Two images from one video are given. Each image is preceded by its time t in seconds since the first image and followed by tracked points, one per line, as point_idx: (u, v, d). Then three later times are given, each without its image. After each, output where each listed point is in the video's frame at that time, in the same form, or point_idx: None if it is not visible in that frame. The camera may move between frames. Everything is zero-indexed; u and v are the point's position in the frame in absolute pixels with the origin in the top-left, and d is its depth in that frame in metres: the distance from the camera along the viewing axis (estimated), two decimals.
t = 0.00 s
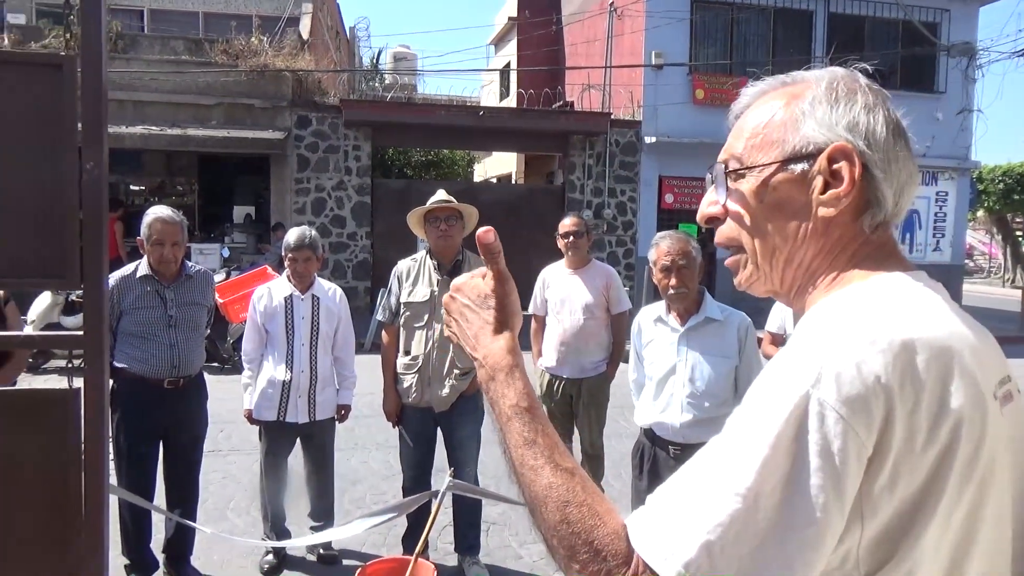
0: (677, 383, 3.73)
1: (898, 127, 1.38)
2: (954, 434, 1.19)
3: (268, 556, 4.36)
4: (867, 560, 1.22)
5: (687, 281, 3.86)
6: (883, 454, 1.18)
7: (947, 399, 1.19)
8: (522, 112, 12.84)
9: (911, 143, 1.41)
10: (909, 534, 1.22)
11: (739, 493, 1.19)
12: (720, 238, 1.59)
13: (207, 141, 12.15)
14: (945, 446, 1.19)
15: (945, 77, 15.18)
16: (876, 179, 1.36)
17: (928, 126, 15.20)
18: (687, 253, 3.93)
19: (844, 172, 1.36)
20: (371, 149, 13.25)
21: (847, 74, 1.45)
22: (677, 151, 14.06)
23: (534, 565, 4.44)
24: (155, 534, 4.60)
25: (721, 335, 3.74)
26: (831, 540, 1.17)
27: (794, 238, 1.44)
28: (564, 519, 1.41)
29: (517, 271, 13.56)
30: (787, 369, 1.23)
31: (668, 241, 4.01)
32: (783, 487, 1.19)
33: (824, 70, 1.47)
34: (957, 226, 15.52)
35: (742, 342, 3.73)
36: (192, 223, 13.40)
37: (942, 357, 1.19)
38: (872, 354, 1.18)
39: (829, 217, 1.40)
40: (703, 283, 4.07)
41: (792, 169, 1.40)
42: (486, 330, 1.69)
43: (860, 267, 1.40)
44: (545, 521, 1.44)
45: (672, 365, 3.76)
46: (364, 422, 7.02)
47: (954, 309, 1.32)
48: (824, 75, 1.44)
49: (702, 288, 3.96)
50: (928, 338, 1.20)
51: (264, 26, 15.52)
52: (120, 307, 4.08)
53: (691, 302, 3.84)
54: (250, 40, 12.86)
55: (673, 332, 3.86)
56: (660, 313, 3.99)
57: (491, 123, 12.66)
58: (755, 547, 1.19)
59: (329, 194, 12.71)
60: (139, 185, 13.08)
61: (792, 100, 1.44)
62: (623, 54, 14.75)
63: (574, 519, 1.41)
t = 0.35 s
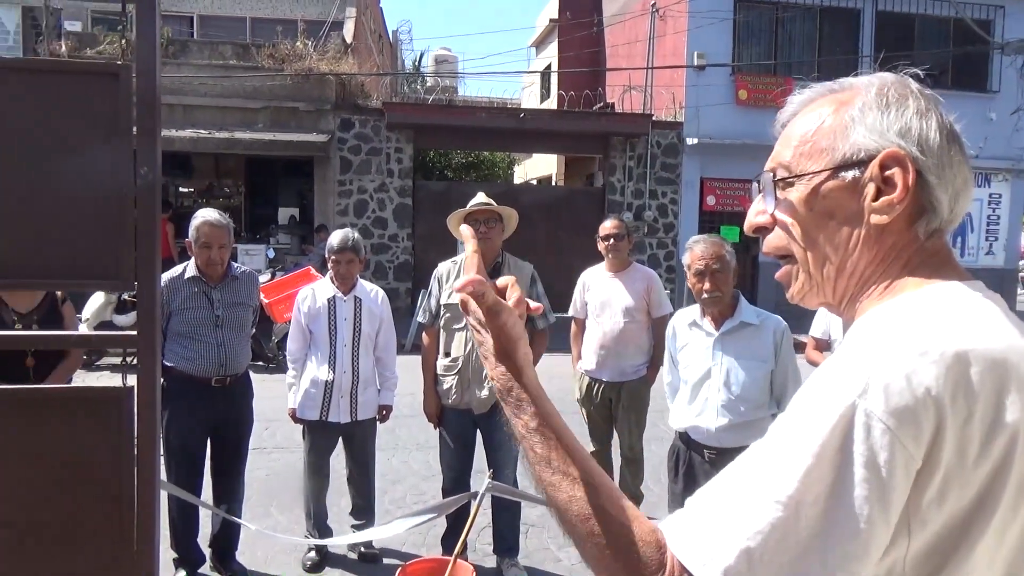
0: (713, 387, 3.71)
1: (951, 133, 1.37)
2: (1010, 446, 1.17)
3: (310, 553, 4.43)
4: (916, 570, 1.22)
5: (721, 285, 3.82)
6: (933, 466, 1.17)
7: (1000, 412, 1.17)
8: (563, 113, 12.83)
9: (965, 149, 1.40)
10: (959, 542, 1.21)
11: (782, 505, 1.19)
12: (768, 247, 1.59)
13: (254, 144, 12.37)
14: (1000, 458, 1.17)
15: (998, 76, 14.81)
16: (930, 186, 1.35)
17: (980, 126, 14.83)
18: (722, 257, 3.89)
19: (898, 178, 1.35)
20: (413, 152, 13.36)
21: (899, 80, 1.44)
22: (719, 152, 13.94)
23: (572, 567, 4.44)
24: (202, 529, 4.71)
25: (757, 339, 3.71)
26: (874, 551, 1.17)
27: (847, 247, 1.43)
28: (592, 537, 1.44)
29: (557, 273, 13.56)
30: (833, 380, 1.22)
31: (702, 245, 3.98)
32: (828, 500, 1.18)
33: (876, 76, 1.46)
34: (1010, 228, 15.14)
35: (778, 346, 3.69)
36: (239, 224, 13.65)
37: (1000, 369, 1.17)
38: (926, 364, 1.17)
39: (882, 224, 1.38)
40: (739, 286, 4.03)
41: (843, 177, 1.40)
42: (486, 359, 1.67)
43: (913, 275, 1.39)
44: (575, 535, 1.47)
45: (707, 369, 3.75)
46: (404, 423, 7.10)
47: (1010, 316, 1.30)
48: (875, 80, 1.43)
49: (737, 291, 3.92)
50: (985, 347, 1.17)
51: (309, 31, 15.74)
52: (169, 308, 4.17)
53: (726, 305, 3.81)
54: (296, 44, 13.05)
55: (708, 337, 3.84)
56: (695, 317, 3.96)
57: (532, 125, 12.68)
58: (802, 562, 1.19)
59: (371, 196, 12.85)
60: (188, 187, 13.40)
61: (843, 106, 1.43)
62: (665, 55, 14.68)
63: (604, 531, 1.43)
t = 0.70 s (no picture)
0: (727, 389, 3.71)
1: (975, 135, 1.36)
2: None
3: (330, 555, 4.46)
4: None
5: (732, 287, 3.82)
6: (946, 472, 1.17)
7: (1017, 418, 1.16)
8: (582, 116, 12.83)
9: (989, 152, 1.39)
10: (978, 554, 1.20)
11: (793, 511, 1.20)
12: (787, 248, 1.59)
13: (275, 150, 12.47)
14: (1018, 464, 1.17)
15: None
16: (950, 189, 1.34)
17: (1005, 125, 14.65)
18: (733, 259, 3.89)
19: (918, 180, 1.35)
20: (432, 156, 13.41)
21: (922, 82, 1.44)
22: (740, 154, 13.87)
23: (591, 572, 4.43)
24: (224, 531, 4.75)
25: (768, 339, 3.71)
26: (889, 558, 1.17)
27: (866, 250, 1.43)
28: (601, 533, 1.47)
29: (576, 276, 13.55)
30: (843, 386, 1.23)
31: (713, 248, 3.98)
32: (841, 505, 1.18)
33: (899, 76, 1.45)
34: None
35: (790, 347, 3.69)
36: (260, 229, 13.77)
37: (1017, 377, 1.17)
38: (940, 371, 1.17)
39: (902, 226, 1.38)
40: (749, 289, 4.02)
41: (861, 179, 1.40)
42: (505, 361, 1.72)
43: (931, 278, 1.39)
44: (589, 535, 1.50)
45: (719, 372, 3.75)
46: (424, 426, 7.12)
47: None
48: (898, 82, 1.43)
49: (747, 293, 3.91)
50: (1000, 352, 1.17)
51: (329, 37, 15.86)
52: (192, 313, 4.23)
53: (738, 307, 3.80)
54: (316, 50, 13.15)
55: (720, 339, 3.83)
56: (706, 320, 3.95)
57: (551, 129, 12.68)
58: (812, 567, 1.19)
59: (391, 200, 12.91)
60: (211, 193, 13.54)
61: (863, 108, 1.43)
62: (683, 57, 14.65)
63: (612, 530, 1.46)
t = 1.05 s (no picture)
0: (733, 393, 3.72)
1: (966, 144, 1.30)
2: (964, 474, 1.19)
3: (344, 560, 4.47)
4: None
5: (733, 290, 3.81)
6: (875, 479, 1.20)
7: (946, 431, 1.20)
8: (593, 120, 12.82)
9: (995, 160, 1.31)
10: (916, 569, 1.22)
11: (735, 512, 1.26)
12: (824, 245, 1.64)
13: (288, 156, 12.55)
14: (955, 483, 1.19)
15: None
16: (917, 201, 1.34)
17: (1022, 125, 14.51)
18: (732, 262, 3.86)
19: (883, 189, 1.37)
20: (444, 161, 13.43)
21: (940, 84, 1.39)
22: (752, 156, 13.82)
23: None
24: (239, 536, 4.78)
25: (770, 341, 3.76)
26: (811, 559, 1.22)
27: (854, 253, 1.46)
28: (635, 479, 1.60)
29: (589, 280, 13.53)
30: (784, 393, 1.28)
31: (711, 252, 3.95)
32: (770, 516, 1.22)
33: (922, 79, 1.43)
34: None
35: (793, 348, 3.74)
36: (274, 234, 13.83)
37: (941, 392, 1.20)
38: (878, 389, 1.20)
39: (878, 234, 1.41)
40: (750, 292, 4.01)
41: (851, 183, 1.44)
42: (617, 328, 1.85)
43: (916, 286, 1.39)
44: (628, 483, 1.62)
45: (724, 375, 3.75)
46: (437, 431, 7.13)
47: (1008, 341, 1.26)
48: (911, 85, 1.41)
49: (748, 295, 3.90)
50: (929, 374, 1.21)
51: (342, 42, 15.92)
52: (205, 319, 4.25)
53: (739, 311, 3.80)
54: (329, 56, 13.20)
55: (723, 343, 3.84)
56: (709, 323, 3.95)
57: (563, 132, 12.68)
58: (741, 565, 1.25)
59: (404, 205, 12.94)
60: (225, 199, 13.66)
61: (870, 113, 1.45)
62: (696, 59, 14.62)
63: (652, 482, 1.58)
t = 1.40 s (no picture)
0: (740, 397, 3.72)
1: (955, 148, 1.31)
2: (916, 476, 1.24)
3: (351, 567, 4.48)
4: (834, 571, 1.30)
5: (744, 292, 3.82)
6: (839, 472, 1.26)
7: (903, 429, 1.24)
8: (598, 124, 12.81)
9: (985, 165, 1.32)
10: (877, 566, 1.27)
11: (723, 505, 1.32)
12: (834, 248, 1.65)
13: (294, 163, 12.59)
14: (909, 486, 1.24)
15: None
16: (907, 206, 1.36)
17: None
18: (743, 264, 3.89)
19: (874, 194, 1.39)
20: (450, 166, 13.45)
21: (937, 89, 1.40)
22: (758, 159, 13.80)
23: None
24: (246, 544, 4.78)
25: (779, 347, 3.76)
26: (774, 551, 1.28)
27: (859, 256, 1.47)
28: (648, 477, 1.62)
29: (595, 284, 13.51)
30: (760, 393, 1.36)
31: (722, 255, 3.98)
32: (744, 512, 1.30)
33: (922, 84, 1.43)
34: None
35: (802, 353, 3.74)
36: (280, 241, 13.86)
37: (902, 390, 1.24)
38: (837, 394, 1.25)
39: (872, 238, 1.42)
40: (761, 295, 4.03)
41: (852, 187, 1.45)
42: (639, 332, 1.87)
43: (907, 289, 1.40)
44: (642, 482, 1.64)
45: (732, 378, 3.76)
46: (443, 437, 7.13)
47: (977, 347, 1.28)
48: (911, 91, 1.42)
49: (759, 298, 3.92)
50: (891, 372, 1.25)
51: (347, 49, 15.95)
52: (212, 326, 4.26)
53: (748, 315, 3.82)
54: (334, 63, 13.23)
55: (732, 346, 3.85)
56: (719, 327, 3.96)
57: (568, 137, 12.69)
58: (721, 560, 1.32)
59: (409, 211, 12.97)
60: (232, 207, 13.66)
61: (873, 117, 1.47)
62: (700, 62, 14.63)
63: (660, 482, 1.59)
